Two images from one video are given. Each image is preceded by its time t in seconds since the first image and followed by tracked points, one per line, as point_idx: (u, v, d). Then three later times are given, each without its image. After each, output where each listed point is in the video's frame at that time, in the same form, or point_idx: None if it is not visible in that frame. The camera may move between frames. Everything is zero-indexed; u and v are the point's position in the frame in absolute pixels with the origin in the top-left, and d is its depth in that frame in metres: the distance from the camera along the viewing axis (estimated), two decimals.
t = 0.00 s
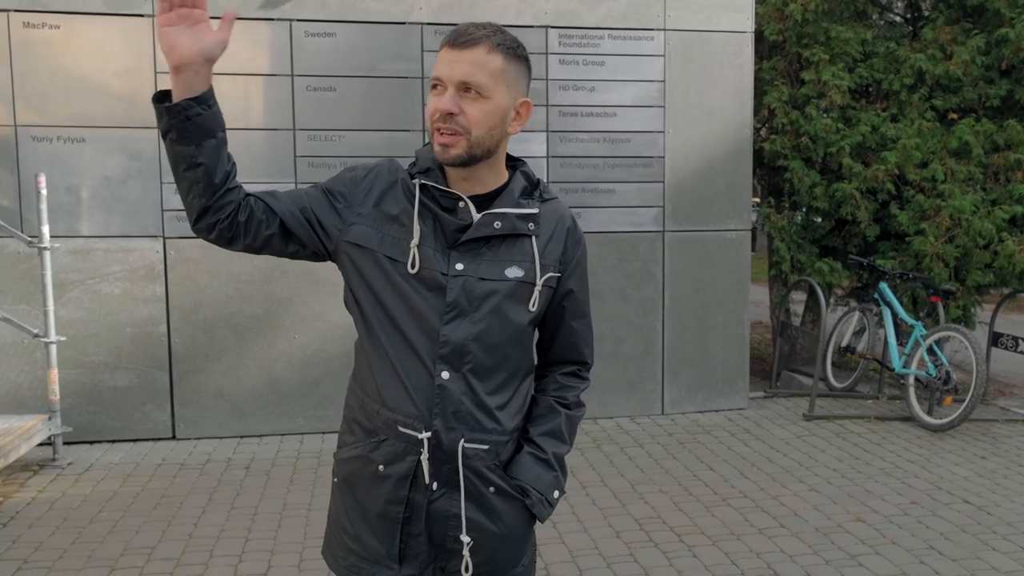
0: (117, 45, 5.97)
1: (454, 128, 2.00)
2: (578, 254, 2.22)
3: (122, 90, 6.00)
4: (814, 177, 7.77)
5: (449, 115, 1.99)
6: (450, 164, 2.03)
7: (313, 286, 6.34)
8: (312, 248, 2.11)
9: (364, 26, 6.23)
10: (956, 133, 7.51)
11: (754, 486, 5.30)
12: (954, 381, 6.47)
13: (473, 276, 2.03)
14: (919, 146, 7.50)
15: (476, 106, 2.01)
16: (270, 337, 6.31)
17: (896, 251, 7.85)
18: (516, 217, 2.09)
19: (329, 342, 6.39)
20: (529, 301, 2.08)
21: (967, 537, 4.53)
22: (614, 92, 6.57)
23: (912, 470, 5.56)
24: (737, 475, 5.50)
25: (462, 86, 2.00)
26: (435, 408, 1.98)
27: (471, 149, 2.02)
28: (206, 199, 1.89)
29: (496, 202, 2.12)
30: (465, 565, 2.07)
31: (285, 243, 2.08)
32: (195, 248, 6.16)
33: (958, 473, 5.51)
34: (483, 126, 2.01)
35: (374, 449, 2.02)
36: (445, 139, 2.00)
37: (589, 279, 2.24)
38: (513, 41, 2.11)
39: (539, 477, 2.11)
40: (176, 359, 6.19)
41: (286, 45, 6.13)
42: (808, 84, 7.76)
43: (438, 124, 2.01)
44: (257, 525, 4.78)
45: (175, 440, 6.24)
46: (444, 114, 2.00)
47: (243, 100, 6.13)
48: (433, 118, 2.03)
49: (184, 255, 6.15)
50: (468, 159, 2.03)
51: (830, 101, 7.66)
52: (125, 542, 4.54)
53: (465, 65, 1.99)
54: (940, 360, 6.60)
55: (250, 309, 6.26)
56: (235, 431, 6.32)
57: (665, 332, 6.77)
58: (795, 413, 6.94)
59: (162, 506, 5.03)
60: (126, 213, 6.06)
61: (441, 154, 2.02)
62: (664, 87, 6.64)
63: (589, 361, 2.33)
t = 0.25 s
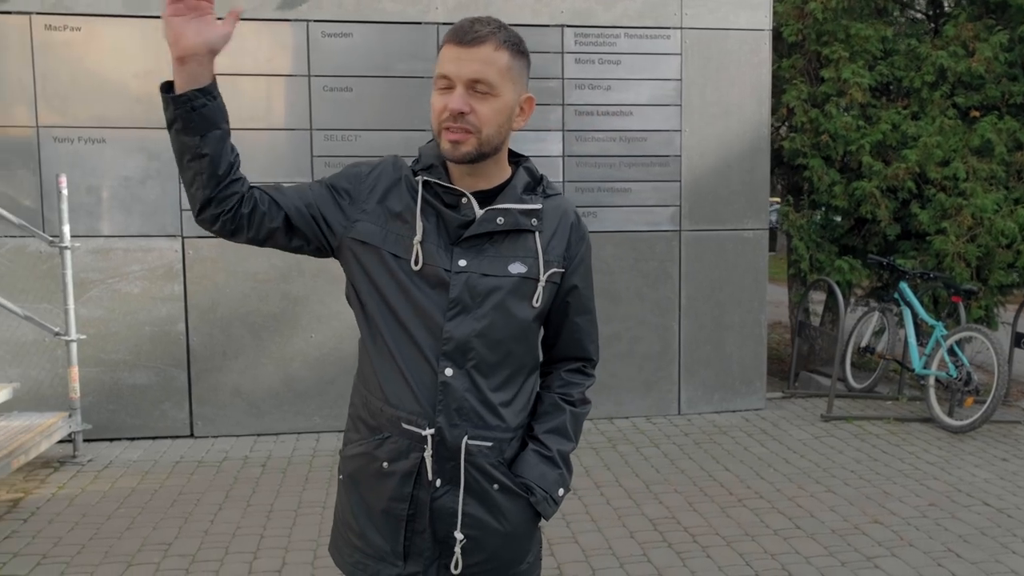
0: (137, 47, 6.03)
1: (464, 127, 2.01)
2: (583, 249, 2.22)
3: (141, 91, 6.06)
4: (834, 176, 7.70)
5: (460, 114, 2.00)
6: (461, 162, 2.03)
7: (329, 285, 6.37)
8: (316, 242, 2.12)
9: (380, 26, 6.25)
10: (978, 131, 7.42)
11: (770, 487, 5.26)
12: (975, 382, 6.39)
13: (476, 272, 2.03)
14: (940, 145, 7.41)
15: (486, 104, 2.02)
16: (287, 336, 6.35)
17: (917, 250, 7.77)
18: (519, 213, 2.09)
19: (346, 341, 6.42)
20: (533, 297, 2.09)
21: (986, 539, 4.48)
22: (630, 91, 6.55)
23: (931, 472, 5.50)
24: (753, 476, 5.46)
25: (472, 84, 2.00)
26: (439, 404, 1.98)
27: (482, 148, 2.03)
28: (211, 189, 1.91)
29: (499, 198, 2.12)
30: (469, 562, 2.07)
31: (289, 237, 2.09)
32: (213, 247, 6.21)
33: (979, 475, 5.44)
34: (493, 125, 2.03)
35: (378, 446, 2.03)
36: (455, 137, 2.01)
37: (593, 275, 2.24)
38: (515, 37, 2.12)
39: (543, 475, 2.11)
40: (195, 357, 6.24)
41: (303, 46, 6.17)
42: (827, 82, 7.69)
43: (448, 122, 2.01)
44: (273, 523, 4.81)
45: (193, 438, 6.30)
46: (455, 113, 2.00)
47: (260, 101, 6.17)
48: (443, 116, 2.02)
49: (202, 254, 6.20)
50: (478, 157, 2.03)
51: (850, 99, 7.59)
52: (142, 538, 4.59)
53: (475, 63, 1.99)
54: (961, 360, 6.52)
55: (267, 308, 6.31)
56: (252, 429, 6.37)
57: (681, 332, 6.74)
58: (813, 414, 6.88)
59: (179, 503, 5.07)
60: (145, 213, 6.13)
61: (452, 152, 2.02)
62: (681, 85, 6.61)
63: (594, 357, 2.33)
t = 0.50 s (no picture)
0: (152, 47, 6.08)
1: (495, 128, 2.04)
2: (589, 244, 2.23)
3: (157, 93, 6.13)
4: (850, 176, 7.64)
5: (492, 115, 2.02)
6: (490, 163, 2.06)
7: (343, 284, 6.40)
8: (327, 218, 2.11)
9: (393, 26, 6.27)
10: (996, 131, 7.35)
11: (783, 488, 5.24)
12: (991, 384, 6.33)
13: (490, 264, 2.04)
14: (958, 145, 7.35)
15: (512, 104, 2.06)
16: (301, 335, 6.38)
17: (934, 251, 7.70)
18: (531, 206, 2.10)
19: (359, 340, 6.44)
20: (544, 289, 2.10)
21: (1001, 543, 4.43)
22: (643, 91, 6.54)
23: (946, 475, 5.45)
24: (766, 477, 5.43)
25: (501, 85, 2.04)
26: (451, 394, 2.00)
27: (510, 147, 2.08)
28: (200, 164, 1.90)
29: (511, 192, 2.13)
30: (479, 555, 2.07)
31: (303, 207, 2.07)
32: (227, 246, 6.25)
33: (995, 478, 5.38)
34: (518, 124, 2.08)
35: (389, 436, 2.04)
36: (488, 138, 2.03)
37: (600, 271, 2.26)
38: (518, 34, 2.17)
39: (553, 468, 2.12)
40: (209, 355, 6.29)
41: (317, 46, 6.20)
42: (843, 82, 7.64)
43: (479, 124, 2.03)
44: (284, 521, 4.84)
45: (207, 435, 6.34)
46: (488, 115, 2.02)
47: (275, 101, 6.21)
48: (472, 117, 2.04)
49: (217, 253, 6.24)
50: (506, 156, 2.08)
51: (866, 99, 7.53)
52: (155, 535, 4.62)
53: (503, 65, 2.02)
54: (978, 362, 6.46)
55: (280, 307, 6.34)
56: (265, 427, 6.40)
57: (695, 332, 6.72)
58: (827, 416, 6.84)
59: (192, 500, 5.11)
60: (160, 212, 6.18)
61: (483, 153, 2.06)
62: (695, 85, 6.59)
63: (600, 352, 2.32)
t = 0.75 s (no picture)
0: (169, 54, 6.14)
1: (495, 128, 2.04)
2: (597, 247, 2.24)
3: (174, 99, 6.17)
4: (865, 181, 7.59)
5: (491, 115, 2.02)
6: (492, 163, 2.06)
7: (357, 289, 6.43)
8: (341, 236, 2.14)
9: (407, 32, 6.30)
10: (1014, 135, 7.28)
11: (797, 495, 5.20)
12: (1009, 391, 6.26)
13: (501, 271, 2.05)
14: (974, 149, 7.29)
15: (512, 104, 2.06)
16: (314, 339, 6.41)
17: (951, 256, 7.65)
18: (539, 212, 2.11)
19: (372, 345, 6.46)
20: (555, 294, 2.11)
21: (1017, 552, 4.38)
22: (657, 96, 6.53)
23: (963, 483, 5.40)
24: (780, 484, 5.40)
25: (500, 86, 2.04)
26: (465, 402, 2.00)
27: (512, 148, 2.07)
28: (208, 205, 1.93)
29: (519, 198, 2.15)
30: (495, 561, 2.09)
31: (316, 229, 2.10)
32: (242, 251, 6.30)
33: (1013, 486, 5.32)
34: (519, 124, 2.07)
35: (404, 444, 2.04)
36: (488, 139, 2.04)
37: (608, 272, 2.27)
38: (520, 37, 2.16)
39: (566, 474, 2.12)
40: (224, 360, 6.33)
41: (331, 52, 6.24)
42: (859, 86, 7.60)
43: (479, 125, 2.04)
44: (297, 525, 4.86)
45: (222, 439, 6.38)
46: (487, 114, 2.02)
47: (290, 107, 6.26)
48: (472, 118, 2.04)
49: (232, 258, 6.29)
50: (508, 157, 2.08)
51: (882, 103, 7.48)
52: (168, 538, 4.65)
53: (501, 65, 2.02)
54: (995, 369, 6.40)
55: (295, 312, 6.38)
56: (280, 431, 6.43)
57: (709, 338, 6.70)
58: (842, 422, 6.79)
59: (206, 504, 5.14)
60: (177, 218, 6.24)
61: (485, 154, 2.06)
62: (709, 90, 6.58)
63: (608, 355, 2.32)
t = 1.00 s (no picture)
0: (184, 60, 6.19)
1: (452, 131, 2.01)
2: (601, 249, 2.16)
3: (189, 104, 6.22)
4: (878, 188, 7.56)
5: (446, 118, 2.01)
6: (456, 167, 2.03)
7: (368, 293, 6.45)
8: (347, 250, 2.17)
9: (420, 38, 6.33)
10: None
11: (809, 502, 5.18)
12: None
13: (490, 279, 2.03)
14: (989, 156, 7.26)
15: (473, 106, 2.01)
16: (326, 343, 6.43)
17: (965, 263, 7.60)
18: (531, 217, 2.08)
19: (384, 349, 6.47)
20: (552, 300, 2.06)
21: None
22: (669, 102, 6.53)
23: (977, 491, 5.35)
24: (792, 492, 5.37)
25: (457, 88, 2.01)
26: (455, 409, 2.00)
27: (474, 151, 2.03)
28: (219, 222, 1.96)
29: (513, 204, 2.12)
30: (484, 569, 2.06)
31: (321, 245, 2.13)
32: (255, 255, 6.33)
33: None
34: (482, 126, 2.01)
35: (400, 446, 2.07)
36: (445, 142, 2.02)
37: (615, 276, 2.18)
38: (508, 39, 2.10)
39: (559, 487, 2.06)
40: (236, 363, 6.36)
41: (345, 58, 6.28)
42: (872, 92, 7.57)
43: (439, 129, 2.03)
44: (307, 528, 4.88)
45: (234, 442, 6.41)
46: (443, 118, 2.01)
47: (303, 113, 6.30)
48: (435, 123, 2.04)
49: (245, 262, 6.33)
50: (472, 159, 2.03)
51: (896, 109, 7.45)
52: (180, 540, 4.67)
53: (457, 69, 2.00)
54: (1010, 377, 6.35)
55: (307, 316, 6.40)
56: (291, 435, 6.46)
57: (720, 344, 6.68)
58: (855, 429, 6.75)
59: (217, 507, 5.17)
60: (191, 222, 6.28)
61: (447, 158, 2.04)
62: (721, 96, 6.57)
63: (618, 363, 2.22)
